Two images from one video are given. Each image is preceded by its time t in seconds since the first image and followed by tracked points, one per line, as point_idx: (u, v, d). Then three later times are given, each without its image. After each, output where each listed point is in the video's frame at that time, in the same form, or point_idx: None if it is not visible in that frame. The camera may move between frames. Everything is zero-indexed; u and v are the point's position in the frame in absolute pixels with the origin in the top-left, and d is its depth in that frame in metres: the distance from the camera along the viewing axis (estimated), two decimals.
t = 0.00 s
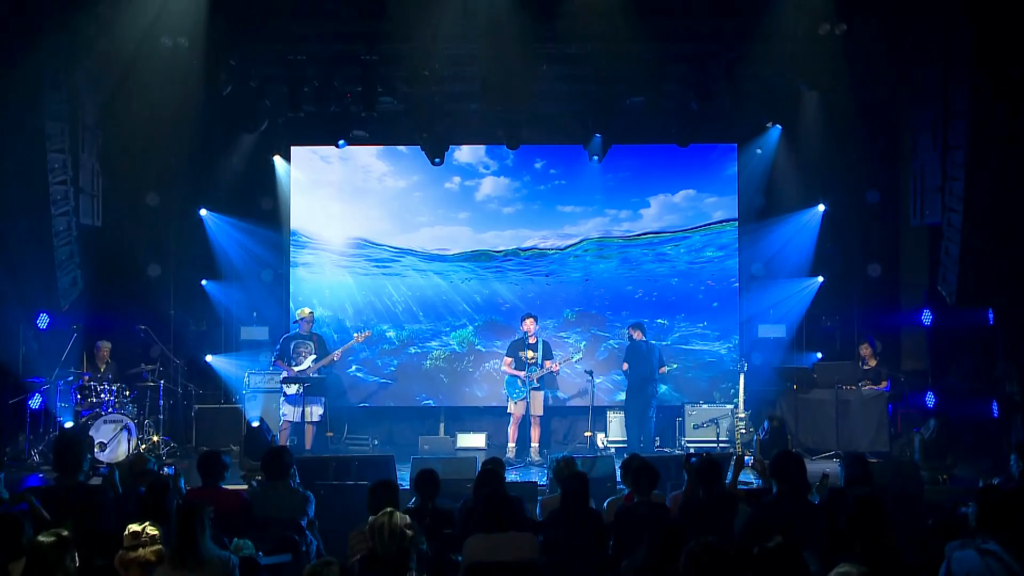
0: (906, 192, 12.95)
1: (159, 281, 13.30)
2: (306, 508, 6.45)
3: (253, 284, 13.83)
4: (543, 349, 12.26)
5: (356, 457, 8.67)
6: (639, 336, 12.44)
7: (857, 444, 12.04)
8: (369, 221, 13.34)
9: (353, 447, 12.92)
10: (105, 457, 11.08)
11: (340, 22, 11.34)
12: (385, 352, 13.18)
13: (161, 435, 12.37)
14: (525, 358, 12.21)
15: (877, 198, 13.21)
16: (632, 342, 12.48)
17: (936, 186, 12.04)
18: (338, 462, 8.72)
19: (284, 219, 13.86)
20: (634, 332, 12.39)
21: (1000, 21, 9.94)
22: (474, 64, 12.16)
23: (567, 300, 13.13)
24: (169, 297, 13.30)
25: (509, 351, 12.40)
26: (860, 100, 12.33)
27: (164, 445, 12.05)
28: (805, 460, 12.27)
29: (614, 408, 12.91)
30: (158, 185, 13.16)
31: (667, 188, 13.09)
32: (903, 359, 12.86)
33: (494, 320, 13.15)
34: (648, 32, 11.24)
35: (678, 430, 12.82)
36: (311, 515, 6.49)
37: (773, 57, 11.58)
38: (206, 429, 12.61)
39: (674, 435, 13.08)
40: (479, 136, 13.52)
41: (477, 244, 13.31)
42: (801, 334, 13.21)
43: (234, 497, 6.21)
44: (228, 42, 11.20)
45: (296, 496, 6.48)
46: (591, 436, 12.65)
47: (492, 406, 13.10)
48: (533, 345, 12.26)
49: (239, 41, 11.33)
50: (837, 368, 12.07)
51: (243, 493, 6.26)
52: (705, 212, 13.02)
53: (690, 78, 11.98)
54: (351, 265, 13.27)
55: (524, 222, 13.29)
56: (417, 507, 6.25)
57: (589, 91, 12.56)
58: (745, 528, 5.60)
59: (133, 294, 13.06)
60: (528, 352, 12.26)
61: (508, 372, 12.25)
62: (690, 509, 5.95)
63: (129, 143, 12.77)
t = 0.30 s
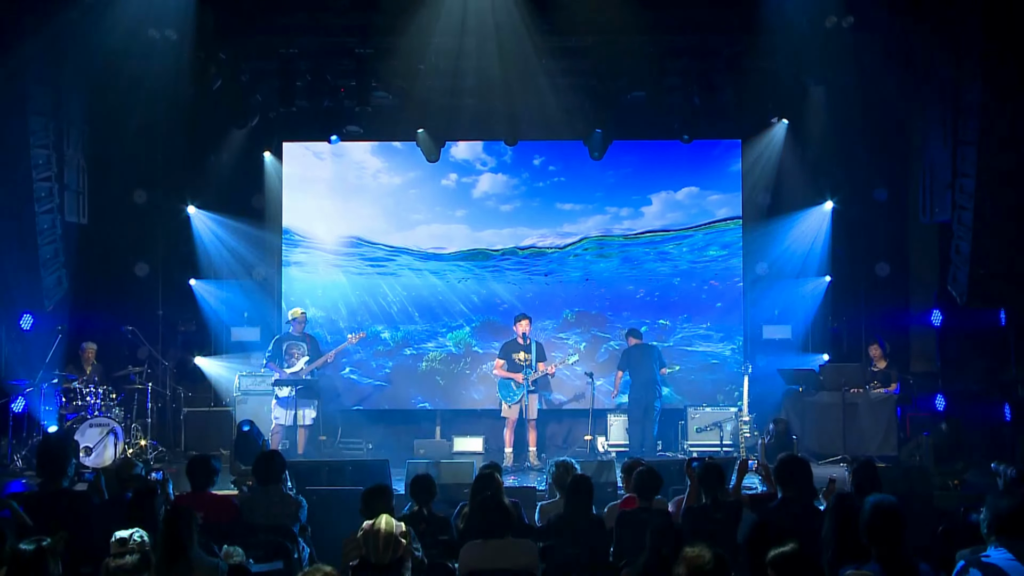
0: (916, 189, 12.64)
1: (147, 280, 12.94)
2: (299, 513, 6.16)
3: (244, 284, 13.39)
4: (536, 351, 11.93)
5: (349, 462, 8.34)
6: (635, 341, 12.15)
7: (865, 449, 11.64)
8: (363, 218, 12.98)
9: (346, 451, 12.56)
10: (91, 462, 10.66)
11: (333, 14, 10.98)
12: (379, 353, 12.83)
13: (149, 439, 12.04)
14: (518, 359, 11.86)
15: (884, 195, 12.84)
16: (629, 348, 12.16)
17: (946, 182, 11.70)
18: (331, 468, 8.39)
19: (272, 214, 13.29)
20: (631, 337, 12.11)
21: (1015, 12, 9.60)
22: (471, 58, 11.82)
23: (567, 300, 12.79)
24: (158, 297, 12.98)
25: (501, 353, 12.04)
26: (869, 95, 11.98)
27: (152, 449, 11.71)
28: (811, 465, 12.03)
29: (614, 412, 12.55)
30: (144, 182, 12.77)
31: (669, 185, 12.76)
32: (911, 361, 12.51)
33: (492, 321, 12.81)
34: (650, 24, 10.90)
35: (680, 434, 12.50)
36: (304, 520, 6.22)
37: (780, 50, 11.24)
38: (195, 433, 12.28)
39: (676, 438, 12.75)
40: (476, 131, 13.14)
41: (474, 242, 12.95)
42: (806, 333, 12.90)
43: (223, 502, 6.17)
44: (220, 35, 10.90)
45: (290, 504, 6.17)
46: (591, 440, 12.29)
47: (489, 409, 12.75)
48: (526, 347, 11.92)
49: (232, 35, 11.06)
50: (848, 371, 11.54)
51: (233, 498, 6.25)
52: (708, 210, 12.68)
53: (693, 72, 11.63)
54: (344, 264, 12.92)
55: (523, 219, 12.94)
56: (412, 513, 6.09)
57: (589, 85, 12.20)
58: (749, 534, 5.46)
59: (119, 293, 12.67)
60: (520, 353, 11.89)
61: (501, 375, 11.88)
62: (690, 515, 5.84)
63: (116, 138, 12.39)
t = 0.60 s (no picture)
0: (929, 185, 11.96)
1: (132, 279, 12.49)
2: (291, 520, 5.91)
3: (233, 282, 12.96)
4: (530, 353, 11.56)
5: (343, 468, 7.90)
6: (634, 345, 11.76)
7: (875, 456, 11.20)
8: (357, 216, 12.56)
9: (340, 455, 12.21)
10: (74, 468, 10.25)
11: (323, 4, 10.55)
12: (373, 355, 12.41)
13: (134, 444, 11.65)
14: (512, 361, 11.51)
15: (895, 191, 12.34)
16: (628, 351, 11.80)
17: (960, 178, 11.21)
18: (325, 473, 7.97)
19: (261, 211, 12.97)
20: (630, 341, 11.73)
21: None
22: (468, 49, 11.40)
23: (567, 300, 12.37)
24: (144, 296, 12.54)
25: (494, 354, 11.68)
26: (880, 88, 11.54)
27: (137, 455, 11.32)
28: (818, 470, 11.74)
29: (615, 414, 12.12)
30: (127, 177, 12.31)
31: (673, 181, 12.34)
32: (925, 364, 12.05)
33: (489, 322, 12.38)
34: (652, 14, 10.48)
35: (683, 438, 12.09)
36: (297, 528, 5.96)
37: (789, 42, 10.81)
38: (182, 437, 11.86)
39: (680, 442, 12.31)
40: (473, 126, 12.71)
41: (471, 240, 12.52)
42: (815, 335, 12.50)
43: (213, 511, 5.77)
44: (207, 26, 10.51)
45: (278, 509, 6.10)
46: (592, 444, 11.85)
47: (485, 412, 12.34)
48: (519, 349, 11.55)
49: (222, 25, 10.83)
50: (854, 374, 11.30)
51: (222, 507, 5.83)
52: (712, 207, 12.28)
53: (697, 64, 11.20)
54: (337, 263, 12.49)
55: (521, 217, 12.51)
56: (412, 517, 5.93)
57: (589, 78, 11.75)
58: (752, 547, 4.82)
59: (100, 292, 12.24)
60: (514, 355, 11.53)
61: (494, 377, 11.42)
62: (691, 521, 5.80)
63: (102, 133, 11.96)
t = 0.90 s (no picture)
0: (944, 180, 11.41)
1: (120, 278, 12.05)
2: (283, 529, 5.68)
3: (223, 284, 12.69)
4: (531, 355, 11.19)
5: (336, 475, 7.43)
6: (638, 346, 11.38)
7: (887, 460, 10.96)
8: (351, 213, 12.18)
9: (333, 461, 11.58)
10: (57, 474, 9.94)
11: None
12: (367, 357, 12.02)
13: (120, 449, 11.23)
14: (512, 364, 11.14)
15: (908, 187, 11.87)
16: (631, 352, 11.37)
17: (975, 175, 10.65)
18: (318, 479, 7.51)
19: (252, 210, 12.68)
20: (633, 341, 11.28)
21: None
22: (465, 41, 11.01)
23: (568, 300, 11.98)
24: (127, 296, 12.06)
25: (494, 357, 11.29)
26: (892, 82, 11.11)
27: (123, 461, 10.90)
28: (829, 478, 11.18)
29: (618, 418, 11.79)
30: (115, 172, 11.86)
31: (677, 177, 11.97)
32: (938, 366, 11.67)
33: (487, 322, 11.99)
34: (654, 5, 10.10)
35: (689, 443, 11.62)
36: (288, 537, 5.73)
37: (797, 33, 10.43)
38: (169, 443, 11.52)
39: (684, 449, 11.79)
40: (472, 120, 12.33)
41: (469, 239, 12.13)
42: (825, 336, 12.17)
43: (200, 518, 5.59)
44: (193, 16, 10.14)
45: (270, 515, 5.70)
46: (593, 449, 11.57)
47: (484, 416, 11.95)
48: (520, 350, 11.19)
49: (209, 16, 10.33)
50: (865, 374, 11.17)
51: (211, 515, 5.65)
52: (718, 204, 11.90)
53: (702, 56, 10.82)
54: (330, 262, 12.10)
55: (521, 214, 12.13)
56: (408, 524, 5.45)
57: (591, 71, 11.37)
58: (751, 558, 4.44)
59: (83, 291, 11.67)
60: (515, 357, 11.16)
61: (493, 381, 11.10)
62: (702, 528, 5.31)
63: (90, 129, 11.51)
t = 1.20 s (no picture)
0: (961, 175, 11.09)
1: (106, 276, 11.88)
2: (275, 538, 5.35)
3: (211, 283, 12.05)
4: (538, 357, 10.87)
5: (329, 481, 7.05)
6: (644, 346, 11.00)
7: (899, 465, 10.43)
8: (345, 210, 11.76)
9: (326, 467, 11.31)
10: (40, 481, 9.53)
11: None
12: (362, 359, 11.62)
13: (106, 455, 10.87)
14: (516, 366, 10.82)
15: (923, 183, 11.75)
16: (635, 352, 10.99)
17: (992, 170, 10.20)
18: (309, 486, 7.14)
19: (242, 206, 12.00)
20: (639, 340, 10.93)
21: None
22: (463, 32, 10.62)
23: (570, 300, 11.58)
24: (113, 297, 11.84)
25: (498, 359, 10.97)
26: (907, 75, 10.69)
27: (109, 467, 10.55)
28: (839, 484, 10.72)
29: (622, 423, 11.34)
30: (100, 168, 11.64)
31: (683, 173, 11.55)
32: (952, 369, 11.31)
33: (486, 324, 11.60)
34: None
35: (694, 448, 11.31)
36: (281, 546, 5.40)
37: (808, 24, 10.04)
38: (156, 448, 11.07)
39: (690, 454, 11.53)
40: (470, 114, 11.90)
41: (467, 237, 11.73)
42: (835, 337, 11.80)
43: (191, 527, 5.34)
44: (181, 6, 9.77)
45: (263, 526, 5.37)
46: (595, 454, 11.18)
47: (484, 420, 11.57)
48: (527, 352, 10.88)
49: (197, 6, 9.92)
50: (880, 377, 10.62)
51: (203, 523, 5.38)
52: (725, 202, 11.48)
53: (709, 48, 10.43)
54: (324, 261, 11.70)
55: (521, 211, 11.71)
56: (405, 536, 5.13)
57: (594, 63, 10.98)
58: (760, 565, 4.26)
59: (69, 291, 11.49)
60: (521, 358, 10.85)
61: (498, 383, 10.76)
62: (709, 538, 5.03)
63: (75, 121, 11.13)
